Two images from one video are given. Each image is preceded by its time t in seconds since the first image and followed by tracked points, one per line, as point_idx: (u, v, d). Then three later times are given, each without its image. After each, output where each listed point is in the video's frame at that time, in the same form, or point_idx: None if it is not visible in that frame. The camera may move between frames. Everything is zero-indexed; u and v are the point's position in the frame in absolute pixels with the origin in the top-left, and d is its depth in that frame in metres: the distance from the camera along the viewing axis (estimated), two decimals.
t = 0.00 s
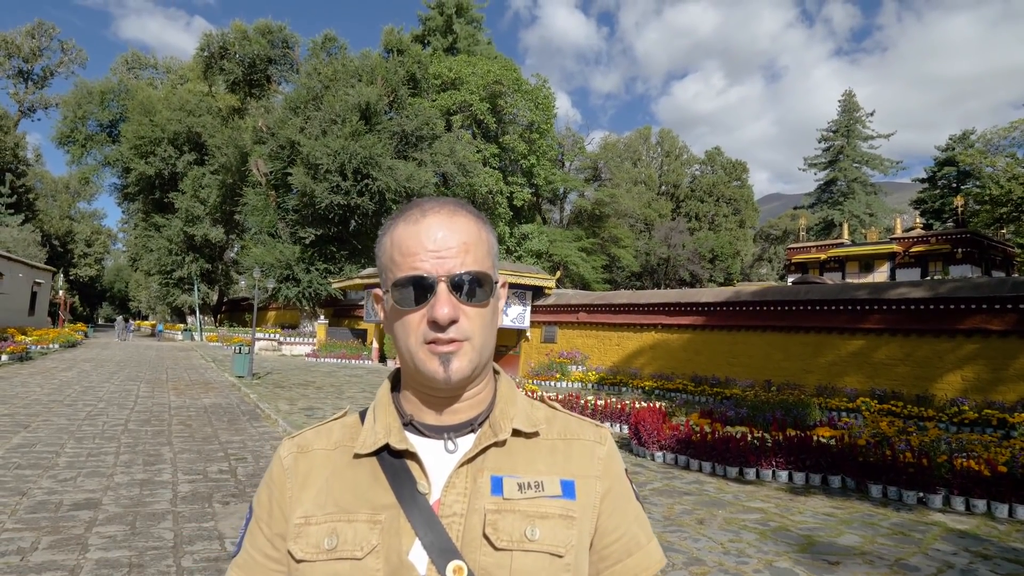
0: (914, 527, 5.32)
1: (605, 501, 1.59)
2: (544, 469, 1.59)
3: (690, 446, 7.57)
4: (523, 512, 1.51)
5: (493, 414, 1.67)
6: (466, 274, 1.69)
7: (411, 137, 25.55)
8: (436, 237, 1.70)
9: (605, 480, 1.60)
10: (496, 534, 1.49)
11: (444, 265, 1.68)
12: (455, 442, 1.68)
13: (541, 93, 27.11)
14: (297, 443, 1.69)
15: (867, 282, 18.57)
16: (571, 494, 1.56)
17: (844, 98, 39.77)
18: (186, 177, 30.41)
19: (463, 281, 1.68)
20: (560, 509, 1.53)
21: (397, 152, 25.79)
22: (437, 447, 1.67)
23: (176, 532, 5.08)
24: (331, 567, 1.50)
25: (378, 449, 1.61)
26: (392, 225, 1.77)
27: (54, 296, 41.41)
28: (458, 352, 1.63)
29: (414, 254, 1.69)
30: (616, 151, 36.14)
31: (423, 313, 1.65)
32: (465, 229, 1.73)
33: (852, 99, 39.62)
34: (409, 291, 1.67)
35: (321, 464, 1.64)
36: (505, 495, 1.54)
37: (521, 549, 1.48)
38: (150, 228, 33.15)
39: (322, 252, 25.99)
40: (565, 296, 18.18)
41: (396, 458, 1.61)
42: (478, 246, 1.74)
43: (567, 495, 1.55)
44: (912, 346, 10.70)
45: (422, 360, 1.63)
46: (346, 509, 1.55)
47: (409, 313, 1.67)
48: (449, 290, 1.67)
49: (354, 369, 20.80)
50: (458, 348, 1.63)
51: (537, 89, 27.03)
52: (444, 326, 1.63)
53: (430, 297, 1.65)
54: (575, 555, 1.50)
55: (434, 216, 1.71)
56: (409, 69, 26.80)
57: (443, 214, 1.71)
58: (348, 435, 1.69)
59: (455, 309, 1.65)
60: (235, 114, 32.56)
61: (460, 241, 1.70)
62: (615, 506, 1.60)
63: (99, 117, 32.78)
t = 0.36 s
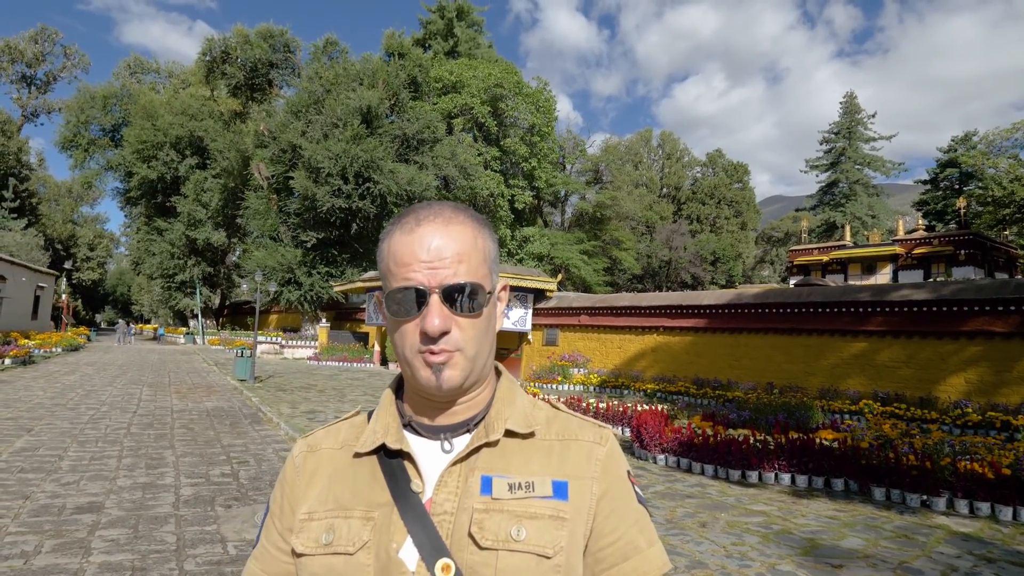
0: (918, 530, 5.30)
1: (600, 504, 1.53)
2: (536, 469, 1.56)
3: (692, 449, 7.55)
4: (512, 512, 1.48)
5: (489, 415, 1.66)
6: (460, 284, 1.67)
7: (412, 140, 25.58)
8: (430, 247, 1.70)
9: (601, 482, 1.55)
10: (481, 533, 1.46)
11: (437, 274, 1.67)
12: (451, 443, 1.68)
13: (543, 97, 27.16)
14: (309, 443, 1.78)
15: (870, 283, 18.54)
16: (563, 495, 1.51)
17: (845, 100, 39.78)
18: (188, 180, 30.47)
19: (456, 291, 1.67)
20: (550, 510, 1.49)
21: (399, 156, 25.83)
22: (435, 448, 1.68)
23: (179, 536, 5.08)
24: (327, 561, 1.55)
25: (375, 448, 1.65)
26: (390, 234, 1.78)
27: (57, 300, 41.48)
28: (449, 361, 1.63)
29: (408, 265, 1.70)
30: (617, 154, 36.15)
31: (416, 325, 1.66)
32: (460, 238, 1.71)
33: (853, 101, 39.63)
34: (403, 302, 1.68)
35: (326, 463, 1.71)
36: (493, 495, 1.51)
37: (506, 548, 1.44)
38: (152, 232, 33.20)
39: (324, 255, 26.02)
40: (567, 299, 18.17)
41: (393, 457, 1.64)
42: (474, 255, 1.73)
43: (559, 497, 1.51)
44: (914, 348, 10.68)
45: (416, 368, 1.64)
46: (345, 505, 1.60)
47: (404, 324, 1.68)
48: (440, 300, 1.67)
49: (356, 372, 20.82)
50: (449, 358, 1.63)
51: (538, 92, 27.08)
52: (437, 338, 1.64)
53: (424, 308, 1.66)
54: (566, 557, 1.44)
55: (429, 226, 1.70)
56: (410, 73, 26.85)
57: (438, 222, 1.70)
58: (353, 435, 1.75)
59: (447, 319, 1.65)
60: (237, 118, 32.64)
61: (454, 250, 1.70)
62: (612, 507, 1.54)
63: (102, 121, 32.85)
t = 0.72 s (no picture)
0: (917, 531, 5.31)
1: (598, 508, 1.53)
2: (533, 471, 1.56)
3: (691, 450, 7.56)
4: (508, 514, 1.49)
5: (487, 416, 1.67)
6: (457, 282, 1.68)
7: (411, 142, 25.61)
8: (430, 245, 1.71)
9: (600, 482, 1.55)
10: (476, 535, 1.47)
11: (435, 273, 1.68)
12: (450, 443, 1.69)
13: (542, 98, 27.22)
14: (313, 444, 1.80)
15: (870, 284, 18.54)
16: (559, 496, 1.52)
17: (844, 101, 39.85)
18: (187, 182, 30.49)
19: (452, 289, 1.68)
20: (547, 513, 1.49)
21: (398, 157, 25.85)
22: (434, 448, 1.69)
23: (178, 538, 5.08)
24: (328, 560, 1.56)
25: (376, 449, 1.66)
26: (391, 234, 1.80)
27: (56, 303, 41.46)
28: (445, 359, 1.64)
29: (407, 262, 1.71)
30: (616, 155, 36.18)
31: (413, 321, 1.68)
32: (459, 237, 1.72)
33: (852, 102, 39.67)
34: (403, 297, 1.70)
35: (328, 464, 1.72)
36: (490, 496, 1.52)
37: (502, 549, 1.44)
38: (152, 234, 33.21)
39: (324, 257, 26.02)
40: (567, 300, 18.17)
41: (393, 458, 1.65)
42: (473, 255, 1.73)
43: (556, 498, 1.51)
44: (914, 349, 10.68)
45: (412, 366, 1.65)
46: (346, 504, 1.61)
47: (402, 320, 1.69)
48: (438, 298, 1.67)
49: (356, 374, 20.82)
50: (446, 356, 1.63)
51: (537, 93, 27.14)
52: (433, 336, 1.64)
53: (421, 306, 1.67)
54: (562, 559, 1.44)
55: (430, 225, 1.72)
56: (409, 74, 26.87)
57: (439, 221, 1.72)
58: (356, 436, 1.76)
59: (443, 318, 1.66)
60: (236, 120, 32.65)
61: (454, 249, 1.70)
62: (609, 507, 1.54)
63: (101, 123, 32.85)
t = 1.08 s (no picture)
0: (916, 531, 5.31)
1: (603, 506, 1.54)
2: (539, 471, 1.57)
3: (691, 451, 7.56)
4: (515, 513, 1.49)
5: (493, 415, 1.67)
6: (461, 282, 1.69)
7: (411, 142, 25.61)
8: (433, 243, 1.72)
9: (605, 482, 1.56)
10: (484, 533, 1.47)
11: (438, 271, 1.69)
12: (455, 442, 1.69)
13: (542, 99, 27.25)
14: (315, 445, 1.79)
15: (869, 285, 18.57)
16: (566, 496, 1.53)
17: (844, 102, 39.89)
18: (187, 183, 30.49)
19: (455, 288, 1.69)
20: (553, 512, 1.50)
21: (398, 158, 25.85)
22: (439, 448, 1.69)
23: (177, 538, 5.08)
24: (334, 559, 1.56)
25: (381, 449, 1.67)
26: (395, 233, 1.81)
27: (55, 302, 41.43)
28: (447, 358, 1.64)
29: (411, 260, 1.72)
30: (616, 156, 36.20)
31: (416, 319, 1.68)
32: (464, 236, 1.73)
33: (852, 103, 39.72)
34: (405, 295, 1.71)
35: (332, 464, 1.72)
36: (497, 495, 1.53)
37: (510, 549, 1.45)
38: (151, 234, 33.22)
39: (323, 257, 26.02)
40: (567, 301, 18.18)
41: (398, 458, 1.65)
42: (476, 254, 1.74)
43: (562, 498, 1.53)
44: (913, 350, 10.69)
45: (415, 363, 1.66)
46: (351, 504, 1.62)
47: (406, 318, 1.70)
48: (440, 296, 1.68)
49: (355, 374, 20.82)
50: (448, 354, 1.64)
51: (537, 94, 27.15)
52: (436, 333, 1.65)
53: (423, 304, 1.68)
54: (568, 558, 1.45)
55: (433, 224, 1.73)
56: (409, 75, 26.89)
57: (442, 220, 1.73)
58: (359, 435, 1.77)
59: (445, 316, 1.67)
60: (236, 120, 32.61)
61: (457, 248, 1.71)
62: (615, 507, 1.55)
63: (100, 123, 32.85)
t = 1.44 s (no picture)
0: (919, 535, 5.28)
1: (614, 523, 1.51)
2: (551, 483, 1.54)
3: (693, 453, 7.53)
4: (523, 526, 1.47)
5: (505, 424, 1.65)
6: (476, 285, 1.67)
7: (413, 143, 25.62)
8: (449, 246, 1.70)
9: (617, 499, 1.52)
10: (492, 546, 1.45)
11: (453, 275, 1.67)
12: (466, 450, 1.67)
13: (544, 100, 27.24)
14: (327, 443, 1.77)
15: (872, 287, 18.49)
16: (576, 510, 1.49)
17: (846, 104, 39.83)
18: (190, 183, 30.52)
19: (470, 292, 1.66)
20: (563, 527, 1.47)
21: (400, 159, 25.86)
22: (450, 454, 1.67)
23: (179, 538, 5.07)
24: (340, 562, 1.54)
25: (391, 452, 1.65)
26: (412, 235, 1.79)
27: (58, 302, 41.53)
28: (460, 363, 1.62)
29: (426, 262, 1.70)
30: (618, 157, 36.19)
31: (430, 323, 1.66)
32: (481, 239, 1.71)
33: (854, 104, 39.69)
34: (420, 299, 1.68)
35: (343, 464, 1.70)
36: (507, 507, 1.50)
37: (517, 562, 1.43)
38: (153, 234, 33.27)
39: (325, 258, 26.03)
40: (569, 302, 18.15)
41: (407, 462, 1.63)
42: (492, 258, 1.71)
43: (572, 512, 1.49)
44: (916, 352, 10.65)
45: (426, 367, 1.64)
46: (360, 507, 1.60)
47: (419, 322, 1.68)
48: (455, 300, 1.66)
49: (357, 375, 20.80)
50: (460, 360, 1.62)
51: (539, 95, 27.14)
52: (449, 338, 1.63)
53: (437, 307, 1.66)
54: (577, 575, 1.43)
55: (450, 227, 1.70)
56: (411, 76, 26.89)
57: (459, 222, 1.70)
58: (370, 436, 1.74)
59: (459, 321, 1.64)
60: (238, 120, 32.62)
61: (473, 252, 1.69)
62: (626, 526, 1.51)
63: (104, 123, 32.93)
